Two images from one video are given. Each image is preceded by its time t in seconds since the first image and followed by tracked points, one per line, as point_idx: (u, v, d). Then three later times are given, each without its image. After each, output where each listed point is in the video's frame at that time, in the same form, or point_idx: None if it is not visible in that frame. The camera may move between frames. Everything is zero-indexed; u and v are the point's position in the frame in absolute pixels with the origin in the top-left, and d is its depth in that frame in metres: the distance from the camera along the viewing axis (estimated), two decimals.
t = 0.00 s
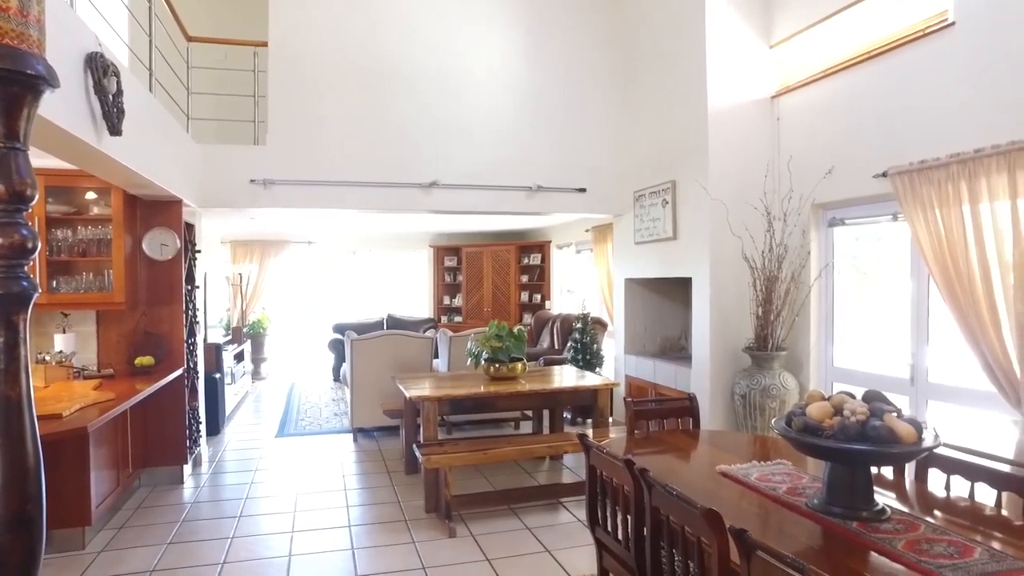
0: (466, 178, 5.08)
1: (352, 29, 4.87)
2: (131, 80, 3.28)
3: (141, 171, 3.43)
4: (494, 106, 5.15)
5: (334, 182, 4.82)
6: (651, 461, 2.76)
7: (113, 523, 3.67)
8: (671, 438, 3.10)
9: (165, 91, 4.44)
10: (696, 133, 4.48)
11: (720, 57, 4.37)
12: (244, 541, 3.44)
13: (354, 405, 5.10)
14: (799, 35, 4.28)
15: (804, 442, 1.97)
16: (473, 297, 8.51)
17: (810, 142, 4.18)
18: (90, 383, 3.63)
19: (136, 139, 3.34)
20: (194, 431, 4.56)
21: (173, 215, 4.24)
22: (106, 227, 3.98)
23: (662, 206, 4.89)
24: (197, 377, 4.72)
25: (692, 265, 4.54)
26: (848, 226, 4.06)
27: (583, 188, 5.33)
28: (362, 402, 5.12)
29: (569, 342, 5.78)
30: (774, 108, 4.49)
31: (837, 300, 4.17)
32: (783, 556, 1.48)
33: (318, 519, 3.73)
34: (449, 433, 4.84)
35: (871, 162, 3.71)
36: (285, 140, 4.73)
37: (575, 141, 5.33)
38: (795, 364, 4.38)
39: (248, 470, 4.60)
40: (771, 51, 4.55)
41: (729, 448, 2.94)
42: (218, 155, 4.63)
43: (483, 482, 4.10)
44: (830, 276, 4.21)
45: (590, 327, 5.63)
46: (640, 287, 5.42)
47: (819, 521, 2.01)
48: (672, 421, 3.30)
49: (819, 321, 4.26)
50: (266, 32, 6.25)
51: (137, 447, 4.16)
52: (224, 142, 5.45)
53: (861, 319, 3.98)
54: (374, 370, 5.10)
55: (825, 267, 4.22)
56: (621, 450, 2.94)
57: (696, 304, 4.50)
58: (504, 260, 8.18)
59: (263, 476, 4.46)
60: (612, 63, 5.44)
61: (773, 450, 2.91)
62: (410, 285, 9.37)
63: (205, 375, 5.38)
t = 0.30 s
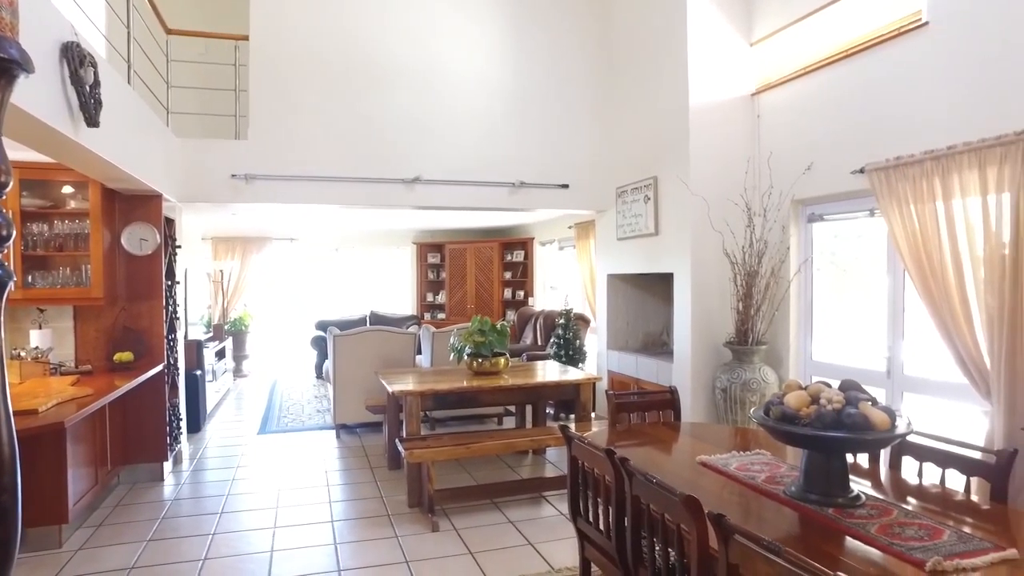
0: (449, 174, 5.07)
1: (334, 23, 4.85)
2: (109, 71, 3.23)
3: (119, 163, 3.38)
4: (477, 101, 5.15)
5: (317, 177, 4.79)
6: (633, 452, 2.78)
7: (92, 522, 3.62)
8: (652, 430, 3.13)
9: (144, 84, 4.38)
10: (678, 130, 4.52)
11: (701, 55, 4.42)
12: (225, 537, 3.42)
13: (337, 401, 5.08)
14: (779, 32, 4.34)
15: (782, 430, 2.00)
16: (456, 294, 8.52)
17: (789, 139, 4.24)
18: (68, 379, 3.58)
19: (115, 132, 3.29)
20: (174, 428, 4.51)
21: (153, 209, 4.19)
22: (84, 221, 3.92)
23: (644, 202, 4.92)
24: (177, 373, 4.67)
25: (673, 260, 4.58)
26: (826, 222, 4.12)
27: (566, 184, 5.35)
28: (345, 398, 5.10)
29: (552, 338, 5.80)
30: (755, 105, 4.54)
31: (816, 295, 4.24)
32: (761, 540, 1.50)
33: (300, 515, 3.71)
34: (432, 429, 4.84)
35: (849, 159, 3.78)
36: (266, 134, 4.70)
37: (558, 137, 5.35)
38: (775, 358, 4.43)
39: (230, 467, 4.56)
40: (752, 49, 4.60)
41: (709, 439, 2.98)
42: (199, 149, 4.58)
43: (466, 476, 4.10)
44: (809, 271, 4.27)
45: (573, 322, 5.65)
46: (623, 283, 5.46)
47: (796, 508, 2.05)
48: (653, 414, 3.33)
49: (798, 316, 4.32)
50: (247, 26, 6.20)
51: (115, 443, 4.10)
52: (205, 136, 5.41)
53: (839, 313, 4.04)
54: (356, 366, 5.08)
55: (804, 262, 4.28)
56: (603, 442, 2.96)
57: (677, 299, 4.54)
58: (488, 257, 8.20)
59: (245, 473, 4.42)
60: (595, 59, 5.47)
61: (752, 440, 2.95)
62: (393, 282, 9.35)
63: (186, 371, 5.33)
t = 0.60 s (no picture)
0: (432, 170, 5.07)
1: (316, 18, 4.83)
2: (86, 63, 3.18)
3: (97, 157, 3.33)
4: (461, 97, 5.15)
5: (299, 172, 4.76)
6: (614, 444, 2.80)
7: (69, 520, 3.57)
8: (634, 423, 3.15)
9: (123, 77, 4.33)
10: (660, 126, 4.55)
11: (683, 52, 4.45)
12: (206, 534, 3.39)
13: (320, 398, 5.06)
14: (759, 30, 4.39)
15: (760, 419, 2.03)
16: (440, 291, 8.52)
17: (769, 136, 4.29)
18: (44, 375, 3.53)
19: (92, 125, 3.25)
20: (154, 425, 4.47)
21: (133, 204, 4.14)
22: (61, 216, 3.86)
23: (626, 198, 4.95)
24: (157, 369, 4.62)
25: (656, 256, 4.62)
26: (806, 218, 4.17)
27: (549, 180, 5.36)
28: (328, 394, 5.08)
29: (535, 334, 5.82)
30: (736, 102, 4.59)
31: (796, 290, 4.29)
32: (737, 525, 1.53)
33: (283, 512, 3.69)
34: (416, 424, 4.83)
35: (828, 155, 3.83)
36: (248, 129, 4.66)
37: (542, 134, 5.36)
38: (756, 353, 4.48)
39: (211, 464, 4.52)
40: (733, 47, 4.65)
41: (690, 431, 3.00)
42: (180, 144, 4.53)
43: (449, 472, 4.10)
44: (789, 267, 4.32)
45: (557, 318, 5.67)
46: (606, 279, 5.49)
47: (775, 497, 2.08)
48: (634, 407, 3.35)
49: (779, 310, 4.38)
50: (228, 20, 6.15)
51: (93, 441, 4.06)
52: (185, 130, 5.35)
53: (819, 308, 4.10)
54: (340, 362, 5.06)
55: (785, 257, 4.33)
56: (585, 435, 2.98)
57: (659, 294, 4.58)
58: (472, 254, 8.21)
59: (226, 470, 4.39)
60: (578, 56, 5.49)
61: (733, 432, 2.98)
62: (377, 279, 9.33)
63: (167, 369, 5.27)
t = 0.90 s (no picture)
0: (417, 164, 5.06)
1: (299, 10, 4.79)
2: (64, 52, 3.13)
3: (76, 148, 3.28)
4: (445, 91, 5.14)
5: (282, 166, 4.73)
6: (596, 435, 2.82)
7: (47, 517, 3.52)
8: (618, 414, 3.18)
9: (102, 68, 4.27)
10: (643, 122, 4.58)
11: (666, 47, 4.48)
12: (188, 529, 3.36)
13: (303, 393, 5.03)
14: (742, 26, 4.43)
15: (739, 408, 2.06)
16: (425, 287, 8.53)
17: (752, 131, 4.33)
18: (21, 370, 3.47)
19: (70, 116, 3.20)
20: (135, 421, 4.42)
21: (112, 197, 4.08)
22: (38, 209, 3.79)
23: (610, 193, 4.98)
24: (138, 365, 4.56)
25: (640, 250, 4.64)
26: (787, 213, 4.22)
27: (533, 175, 5.37)
28: (312, 390, 5.06)
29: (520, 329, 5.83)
30: (719, 97, 4.62)
31: (778, 283, 4.33)
32: (716, 509, 1.55)
33: (266, 507, 3.67)
34: (400, 419, 4.83)
35: (809, 150, 3.88)
36: (230, 122, 4.62)
37: (527, 129, 5.36)
38: (738, 346, 4.53)
39: (194, 460, 4.48)
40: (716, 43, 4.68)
41: (672, 422, 3.03)
42: (160, 137, 4.48)
43: (433, 466, 4.10)
44: (770, 261, 4.37)
45: (541, 313, 5.69)
46: (590, 274, 5.51)
47: (754, 485, 2.11)
48: (618, 399, 3.38)
49: (761, 304, 4.42)
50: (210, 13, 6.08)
51: (72, 437, 4.00)
52: (165, 123, 5.29)
53: (800, 301, 4.16)
54: (323, 358, 5.04)
55: (766, 252, 4.38)
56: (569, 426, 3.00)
57: (643, 288, 4.61)
58: (456, 250, 8.22)
59: (209, 466, 4.36)
60: (563, 51, 5.50)
61: (715, 423, 3.01)
62: (361, 275, 9.30)
63: (148, 364, 5.22)
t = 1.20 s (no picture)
0: (400, 158, 5.04)
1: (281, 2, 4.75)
2: (38, 40, 3.08)
3: (51, 139, 3.23)
4: (428, 85, 5.12)
5: (263, 159, 4.69)
6: (578, 426, 2.84)
7: (23, 514, 3.47)
8: (600, 406, 3.19)
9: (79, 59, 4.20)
10: (626, 116, 4.60)
11: (649, 42, 4.50)
12: (168, 525, 3.33)
13: (286, 388, 5.00)
14: (724, 21, 4.46)
15: (718, 396, 2.08)
16: (409, 283, 8.54)
17: (733, 126, 4.36)
18: None
19: (45, 105, 3.15)
20: (114, 417, 4.36)
21: (90, 190, 4.02)
22: (13, 201, 3.72)
23: (593, 187, 5.00)
24: (117, 360, 4.51)
25: (622, 244, 4.67)
26: (768, 207, 4.26)
27: (517, 169, 5.38)
28: (295, 385, 5.03)
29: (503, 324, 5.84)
30: (701, 92, 4.66)
31: (759, 277, 4.38)
32: (694, 493, 1.57)
33: (247, 502, 3.64)
34: (383, 414, 4.82)
35: (789, 145, 3.92)
36: (210, 115, 4.57)
37: (510, 123, 5.37)
38: (720, 339, 4.57)
39: (174, 456, 4.44)
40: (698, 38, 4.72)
41: (653, 413, 3.06)
42: (138, 129, 4.42)
43: (416, 459, 4.10)
44: (751, 255, 4.41)
45: (525, 308, 5.69)
46: (574, 268, 5.53)
47: (733, 472, 2.13)
48: (600, 391, 3.40)
49: (742, 297, 4.46)
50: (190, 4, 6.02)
51: (49, 433, 3.95)
52: (144, 115, 5.23)
53: (780, 295, 4.20)
54: (306, 353, 5.01)
55: (748, 245, 4.42)
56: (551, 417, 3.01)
57: (626, 282, 4.64)
58: (440, 245, 8.22)
59: (189, 462, 4.31)
60: (546, 45, 5.51)
61: (696, 413, 3.04)
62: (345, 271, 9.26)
63: (128, 359, 5.16)
